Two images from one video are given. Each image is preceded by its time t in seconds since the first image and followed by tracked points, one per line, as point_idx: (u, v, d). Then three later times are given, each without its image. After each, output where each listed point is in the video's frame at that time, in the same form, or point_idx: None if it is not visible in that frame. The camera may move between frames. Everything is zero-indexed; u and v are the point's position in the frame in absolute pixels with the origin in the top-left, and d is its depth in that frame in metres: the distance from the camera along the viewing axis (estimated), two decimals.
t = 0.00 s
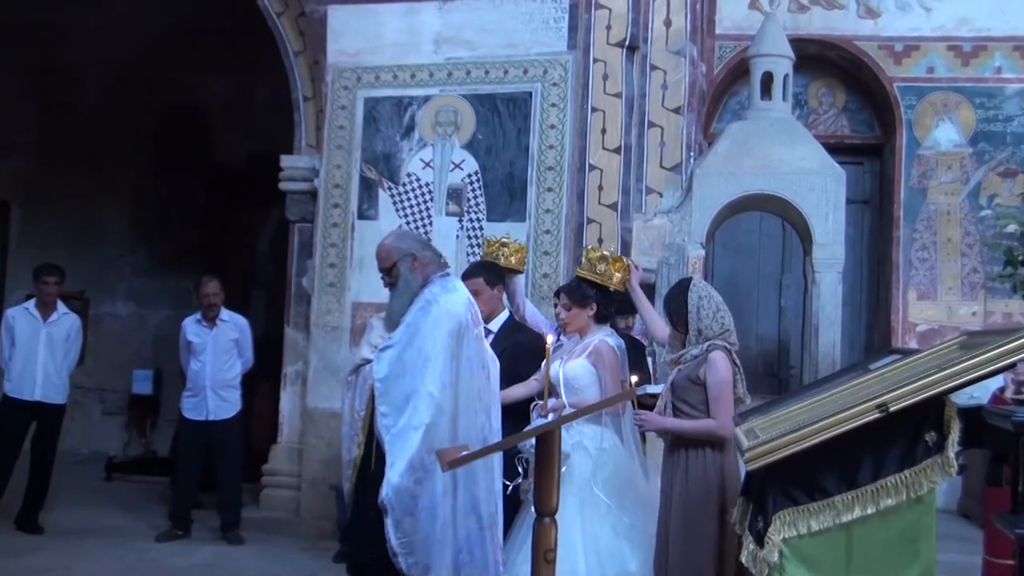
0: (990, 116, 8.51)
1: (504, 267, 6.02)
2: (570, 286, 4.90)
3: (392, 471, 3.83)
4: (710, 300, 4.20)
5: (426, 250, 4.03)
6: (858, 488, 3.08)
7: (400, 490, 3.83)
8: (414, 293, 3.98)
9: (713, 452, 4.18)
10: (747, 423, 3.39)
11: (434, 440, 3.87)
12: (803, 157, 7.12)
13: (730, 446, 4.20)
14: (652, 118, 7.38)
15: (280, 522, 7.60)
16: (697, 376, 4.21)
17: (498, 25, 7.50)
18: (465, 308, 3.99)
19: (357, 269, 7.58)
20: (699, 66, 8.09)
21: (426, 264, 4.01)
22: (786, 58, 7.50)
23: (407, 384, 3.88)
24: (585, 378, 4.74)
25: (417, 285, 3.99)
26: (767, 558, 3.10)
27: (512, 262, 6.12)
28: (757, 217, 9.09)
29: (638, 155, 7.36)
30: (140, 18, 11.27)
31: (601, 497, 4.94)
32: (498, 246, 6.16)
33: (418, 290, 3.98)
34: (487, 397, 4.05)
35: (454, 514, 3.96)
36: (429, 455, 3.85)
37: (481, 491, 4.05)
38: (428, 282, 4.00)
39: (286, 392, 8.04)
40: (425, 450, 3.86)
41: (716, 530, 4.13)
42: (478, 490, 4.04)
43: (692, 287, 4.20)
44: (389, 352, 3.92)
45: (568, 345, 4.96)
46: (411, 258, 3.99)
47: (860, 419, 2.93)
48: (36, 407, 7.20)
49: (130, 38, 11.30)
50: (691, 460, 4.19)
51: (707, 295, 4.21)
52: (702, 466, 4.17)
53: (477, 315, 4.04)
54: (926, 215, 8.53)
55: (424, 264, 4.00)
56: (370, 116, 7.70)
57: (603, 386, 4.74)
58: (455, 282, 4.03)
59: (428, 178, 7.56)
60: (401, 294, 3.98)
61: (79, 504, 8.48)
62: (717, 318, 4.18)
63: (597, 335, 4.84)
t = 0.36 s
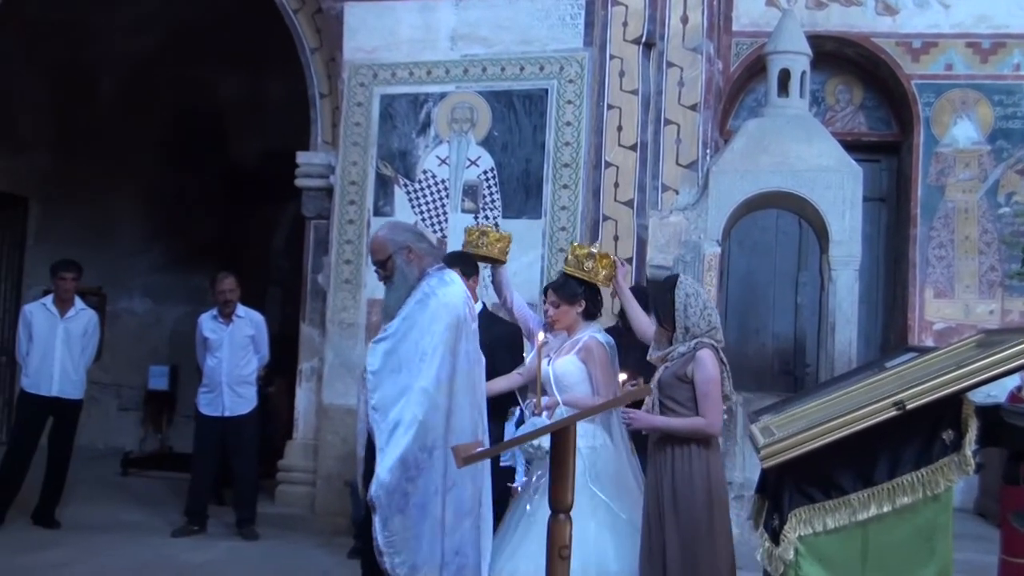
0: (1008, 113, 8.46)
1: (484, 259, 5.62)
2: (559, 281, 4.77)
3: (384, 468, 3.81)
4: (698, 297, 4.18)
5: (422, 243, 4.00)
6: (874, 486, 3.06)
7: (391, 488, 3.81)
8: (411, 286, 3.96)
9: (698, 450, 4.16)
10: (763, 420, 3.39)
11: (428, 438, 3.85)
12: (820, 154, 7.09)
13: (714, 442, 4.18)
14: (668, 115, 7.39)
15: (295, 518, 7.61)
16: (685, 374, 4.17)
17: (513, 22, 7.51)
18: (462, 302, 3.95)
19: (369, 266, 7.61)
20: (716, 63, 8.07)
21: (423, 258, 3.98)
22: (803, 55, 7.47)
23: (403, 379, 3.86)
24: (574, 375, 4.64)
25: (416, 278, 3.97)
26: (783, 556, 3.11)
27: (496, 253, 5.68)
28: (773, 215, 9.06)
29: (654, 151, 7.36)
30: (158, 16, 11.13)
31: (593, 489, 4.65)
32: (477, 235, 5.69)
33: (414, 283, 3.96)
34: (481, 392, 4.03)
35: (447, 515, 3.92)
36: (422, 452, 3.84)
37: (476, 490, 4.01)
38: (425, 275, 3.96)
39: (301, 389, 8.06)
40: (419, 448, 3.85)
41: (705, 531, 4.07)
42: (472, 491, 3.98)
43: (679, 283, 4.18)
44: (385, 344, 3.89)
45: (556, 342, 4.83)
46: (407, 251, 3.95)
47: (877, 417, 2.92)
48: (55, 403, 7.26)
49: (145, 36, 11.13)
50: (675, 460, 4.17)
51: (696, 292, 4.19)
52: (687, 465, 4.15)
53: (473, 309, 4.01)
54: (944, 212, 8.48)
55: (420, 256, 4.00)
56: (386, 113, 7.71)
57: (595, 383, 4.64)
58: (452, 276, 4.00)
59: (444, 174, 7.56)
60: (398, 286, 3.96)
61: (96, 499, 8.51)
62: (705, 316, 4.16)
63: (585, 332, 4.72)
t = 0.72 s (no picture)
0: (1018, 107, 8.42)
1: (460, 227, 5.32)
2: (539, 275, 4.75)
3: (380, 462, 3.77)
4: (683, 290, 4.23)
5: (420, 236, 4.01)
6: (881, 481, 3.06)
7: (384, 483, 3.78)
8: (410, 278, 3.97)
9: (684, 440, 4.19)
10: (771, 415, 3.38)
11: (425, 432, 3.84)
12: (829, 149, 7.05)
13: (698, 433, 4.22)
14: (675, 109, 7.37)
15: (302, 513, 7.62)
16: (671, 366, 4.21)
17: (521, 16, 7.51)
18: (462, 296, 3.98)
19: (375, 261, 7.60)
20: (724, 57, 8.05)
21: (422, 251, 4.00)
22: (812, 49, 7.44)
23: (404, 372, 3.86)
24: (554, 369, 4.67)
25: (415, 270, 3.98)
26: (789, 550, 3.11)
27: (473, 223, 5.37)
28: (781, 209, 9.04)
29: (662, 147, 7.35)
30: (165, 12, 11.00)
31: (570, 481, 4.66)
32: (451, 221, 4.74)
33: (414, 275, 3.97)
34: (475, 389, 4.06)
35: (436, 514, 3.88)
36: (418, 447, 3.83)
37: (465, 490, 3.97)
38: (424, 268, 3.97)
39: (308, 383, 8.07)
40: (416, 442, 3.83)
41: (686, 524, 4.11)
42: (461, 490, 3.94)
43: (665, 276, 4.21)
44: (385, 337, 3.90)
45: (535, 332, 4.83)
46: (407, 243, 3.97)
47: (885, 412, 2.92)
48: (62, 396, 7.27)
49: (156, 27, 11.04)
50: (661, 449, 4.20)
51: (680, 285, 4.23)
52: (673, 455, 4.18)
53: (471, 304, 4.03)
54: (952, 207, 8.45)
55: (418, 250, 4.00)
56: (393, 107, 7.71)
57: (575, 377, 4.66)
58: (451, 270, 4.02)
59: (451, 169, 7.55)
60: (398, 278, 3.98)
61: (104, 494, 8.51)
62: (688, 309, 4.22)
63: (564, 327, 4.75)
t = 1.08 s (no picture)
0: None
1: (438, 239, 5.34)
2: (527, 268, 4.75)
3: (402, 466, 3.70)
4: (673, 284, 4.22)
5: (414, 230, 3.92)
6: (895, 476, 3.06)
7: (407, 487, 3.71)
8: (409, 275, 3.87)
9: (671, 436, 4.20)
10: (785, 409, 3.37)
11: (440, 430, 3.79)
12: (842, 143, 7.06)
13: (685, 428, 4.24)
14: (688, 104, 7.39)
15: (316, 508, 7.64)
16: (660, 359, 4.17)
17: (531, 11, 7.49)
18: (460, 289, 3.92)
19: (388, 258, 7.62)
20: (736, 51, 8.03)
21: (416, 246, 3.91)
22: (824, 43, 7.41)
23: (414, 373, 3.78)
24: (547, 363, 4.56)
25: (411, 265, 3.88)
26: (803, 545, 3.09)
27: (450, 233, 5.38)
28: (794, 203, 9.01)
29: (674, 141, 7.35)
30: (178, 9, 11.07)
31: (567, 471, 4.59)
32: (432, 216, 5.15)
33: (411, 271, 3.88)
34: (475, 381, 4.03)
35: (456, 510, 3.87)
36: (435, 446, 3.78)
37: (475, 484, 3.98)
38: (420, 264, 3.89)
39: (322, 378, 8.08)
40: (433, 442, 3.78)
41: (670, 523, 4.13)
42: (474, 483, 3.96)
43: (656, 269, 4.19)
44: (389, 338, 3.79)
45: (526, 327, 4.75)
46: (401, 238, 3.87)
47: (899, 407, 2.90)
48: (77, 393, 7.30)
49: (168, 27, 11.06)
50: (647, 445, 4.21)
51: (670, 279, 4.22)
52: (659, 451, 4.19)
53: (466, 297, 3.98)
54: (967, 201, 8.41)
55: (413, 244, 3.91)
56: (405, 104, 7.71)
57: (568, 371, 4.57)
58: (443, 264, 3.95)
59: (463, 165, 7.55)
60: (396, 275, 3.86)
61: (119, 490, 8.53)
62: (677, 303, 4.20)
63: (554, 321, 4.67)
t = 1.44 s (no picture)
0: None
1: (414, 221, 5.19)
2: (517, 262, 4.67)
3: (395, 466, 3.57)
4: (667, 277, 4.20)
5: (391, 227, 3.81)
6: (914, 471, 3.04)
7: (405, 485, 3.59)
8: (388, 270, 3.76)
9: (663, 431, 4.16)
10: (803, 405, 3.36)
11: (433, 425, 3.66)
12: (859, 137, 7.04)
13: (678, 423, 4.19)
14: (704, 100, 7.47)
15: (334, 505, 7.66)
16: (652, 353, 4.16)
17: (546, 8, 7.49)
18: (443, 282, 3.80)
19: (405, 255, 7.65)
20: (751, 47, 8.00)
21: (393, 241, 3.80)
22: (840, 36, 7.42)
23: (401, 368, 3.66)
24: (537, 358, 4.61)
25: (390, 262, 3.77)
26: (822, 541, 3.08)
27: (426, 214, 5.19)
28: (812, 199, 9.00)
29: (689, 137, 7.42)
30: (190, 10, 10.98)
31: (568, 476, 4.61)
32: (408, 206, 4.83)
33: (389, 267, 3.77)
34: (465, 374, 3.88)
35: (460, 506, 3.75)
36: (430, 441, 3.66)
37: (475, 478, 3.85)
38: (398, 259, 3.78)
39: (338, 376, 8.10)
40: (428, 437, 3.65)
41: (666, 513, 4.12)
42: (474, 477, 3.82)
43: (650, 262, 4.19)
44: (372, 334, 3.69)
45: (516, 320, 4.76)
46: (378, 235, 3.76)
47: (918, 400, 2.89)
48: (96, 392, 7.34)
49: (180, 28, 11.00)
50: (640, 444, 4.17)
51: (665, 273, 4.21)
52: (652, 449, 4.16)
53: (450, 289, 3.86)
54: (985, 194, 8.36)
55: (391, 240, 3.80)
56: (420, 101, 7.71)
57: (558, 366, 4.62)
58: (422, 258, 3.84)
59: (478, 162, 7.54)
60: (375, 271, 3.76)
61: (138, 488, 8.58)
62: (669, 297, 4.18)
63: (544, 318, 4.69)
